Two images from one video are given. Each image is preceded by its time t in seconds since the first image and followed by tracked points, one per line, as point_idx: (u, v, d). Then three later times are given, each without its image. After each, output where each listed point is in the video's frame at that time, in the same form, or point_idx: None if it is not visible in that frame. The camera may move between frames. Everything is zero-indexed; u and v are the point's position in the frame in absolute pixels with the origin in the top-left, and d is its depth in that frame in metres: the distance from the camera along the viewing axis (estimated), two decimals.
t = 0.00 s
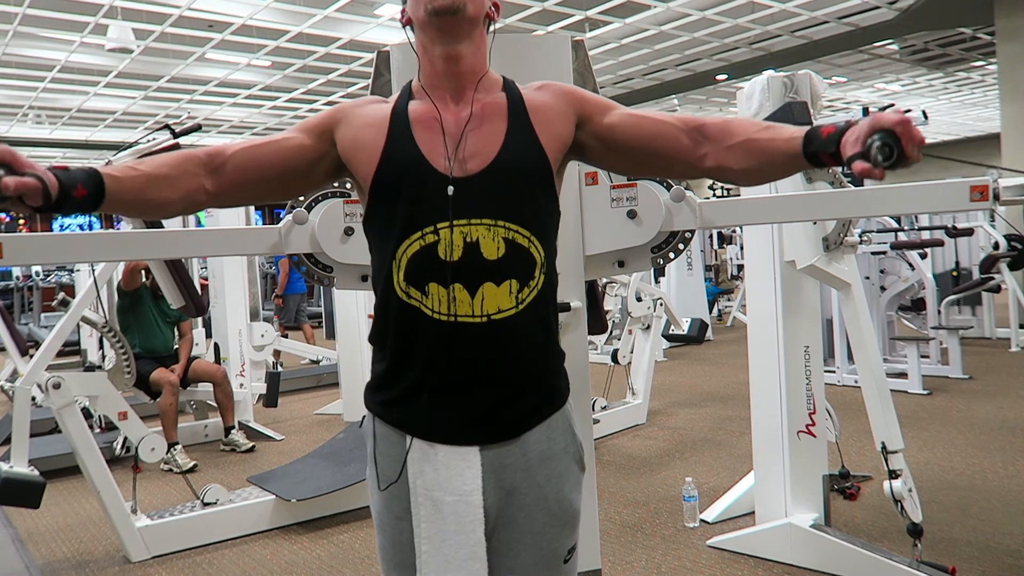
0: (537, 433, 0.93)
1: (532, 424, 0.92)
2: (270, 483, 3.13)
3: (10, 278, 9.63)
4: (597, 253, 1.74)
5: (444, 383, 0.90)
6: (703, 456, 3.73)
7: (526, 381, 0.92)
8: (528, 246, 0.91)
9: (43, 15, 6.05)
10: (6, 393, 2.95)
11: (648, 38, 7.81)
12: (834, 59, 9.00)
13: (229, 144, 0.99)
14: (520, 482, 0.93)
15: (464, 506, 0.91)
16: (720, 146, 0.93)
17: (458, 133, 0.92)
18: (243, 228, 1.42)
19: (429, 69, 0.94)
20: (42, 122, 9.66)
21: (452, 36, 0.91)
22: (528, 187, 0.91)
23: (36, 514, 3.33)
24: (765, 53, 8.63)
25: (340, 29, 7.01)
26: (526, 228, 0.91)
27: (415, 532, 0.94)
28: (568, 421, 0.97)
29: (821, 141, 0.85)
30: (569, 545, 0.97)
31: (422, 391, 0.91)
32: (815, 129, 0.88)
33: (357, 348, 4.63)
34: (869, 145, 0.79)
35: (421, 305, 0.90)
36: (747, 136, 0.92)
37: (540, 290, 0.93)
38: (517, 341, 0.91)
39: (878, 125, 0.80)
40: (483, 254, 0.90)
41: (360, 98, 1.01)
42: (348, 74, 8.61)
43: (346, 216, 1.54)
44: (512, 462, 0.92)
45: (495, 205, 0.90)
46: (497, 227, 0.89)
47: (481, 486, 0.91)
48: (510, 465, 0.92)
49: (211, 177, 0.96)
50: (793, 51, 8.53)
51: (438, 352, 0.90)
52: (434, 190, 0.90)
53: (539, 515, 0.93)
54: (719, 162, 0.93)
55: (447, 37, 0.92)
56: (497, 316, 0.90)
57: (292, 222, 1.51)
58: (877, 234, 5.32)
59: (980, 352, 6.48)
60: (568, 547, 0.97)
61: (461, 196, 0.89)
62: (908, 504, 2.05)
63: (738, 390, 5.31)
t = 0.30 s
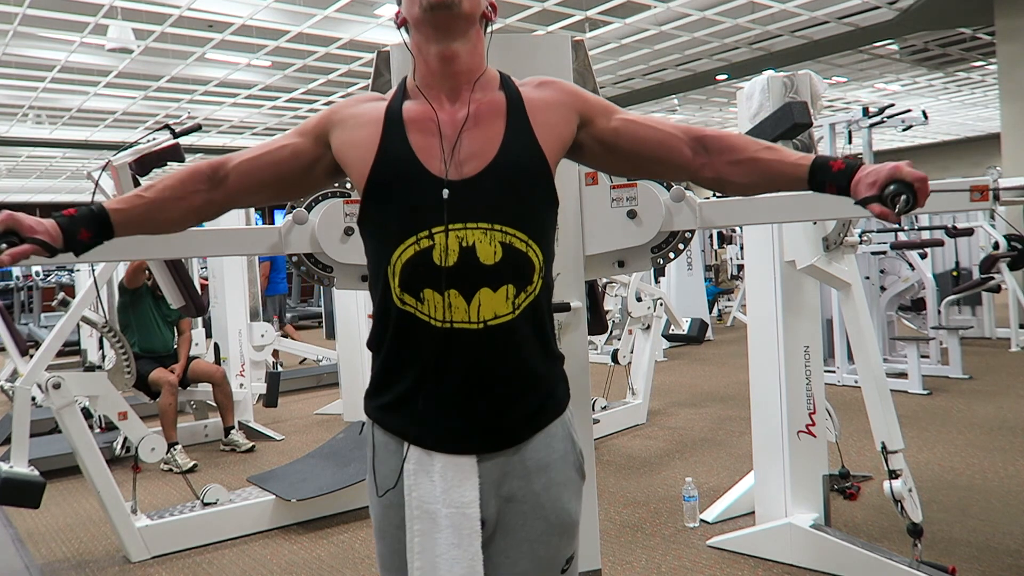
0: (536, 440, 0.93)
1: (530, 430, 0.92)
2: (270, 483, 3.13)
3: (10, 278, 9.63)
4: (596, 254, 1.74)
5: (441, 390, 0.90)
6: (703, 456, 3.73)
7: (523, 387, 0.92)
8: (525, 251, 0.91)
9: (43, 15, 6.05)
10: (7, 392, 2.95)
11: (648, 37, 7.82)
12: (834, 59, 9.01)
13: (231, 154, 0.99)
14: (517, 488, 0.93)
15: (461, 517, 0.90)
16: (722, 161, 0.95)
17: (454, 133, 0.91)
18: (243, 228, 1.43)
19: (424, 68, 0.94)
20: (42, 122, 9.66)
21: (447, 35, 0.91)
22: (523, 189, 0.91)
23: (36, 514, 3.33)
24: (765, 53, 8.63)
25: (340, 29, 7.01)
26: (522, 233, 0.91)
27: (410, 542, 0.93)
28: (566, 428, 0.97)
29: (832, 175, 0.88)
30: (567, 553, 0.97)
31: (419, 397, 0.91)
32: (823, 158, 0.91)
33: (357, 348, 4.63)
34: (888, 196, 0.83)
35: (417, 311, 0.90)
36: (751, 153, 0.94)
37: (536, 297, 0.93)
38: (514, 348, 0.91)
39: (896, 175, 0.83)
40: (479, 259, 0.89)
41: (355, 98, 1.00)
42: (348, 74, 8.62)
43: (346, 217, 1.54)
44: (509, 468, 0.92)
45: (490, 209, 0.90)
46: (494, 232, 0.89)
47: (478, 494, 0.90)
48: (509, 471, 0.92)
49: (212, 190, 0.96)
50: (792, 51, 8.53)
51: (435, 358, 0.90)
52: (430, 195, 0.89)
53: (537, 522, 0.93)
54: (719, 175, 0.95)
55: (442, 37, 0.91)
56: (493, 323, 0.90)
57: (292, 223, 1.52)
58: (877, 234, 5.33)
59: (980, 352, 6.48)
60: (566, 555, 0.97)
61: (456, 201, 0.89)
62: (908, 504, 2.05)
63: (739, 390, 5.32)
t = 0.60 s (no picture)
0: (538, 433, 0.93)
1: (532, 423, 0.92)
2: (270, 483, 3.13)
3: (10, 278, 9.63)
4: (596, 253, 1.74)
5: (444, 382, 0.90)
6: (702, 456, 3.73)
7: (525, 380, 0.92)
8: (528, 244, 0.91)
9: (43, 15, 6.05)
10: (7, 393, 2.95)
11: (648, 37, 7.81)
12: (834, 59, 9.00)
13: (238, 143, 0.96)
14: (520, 481, 0.93)
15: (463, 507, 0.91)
16: (696, 150, 0.90)
17: (458, 131, 0.92)
18: (243, 228, 1.43)
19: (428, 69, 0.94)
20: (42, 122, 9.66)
21: (451, 35, 0.91)
22: (526, 182, 0.91)
23: (37, 514, 3.33)
24: (765, 53, 8.63)
25: (340, 29, 7.01)
26: (525, 226, 0.91)
27: (413, 535, 0.94)
28: (568, 422, 0.98)
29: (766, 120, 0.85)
30: (569, 546, 0.97)
31: (420, 388, 0.91)
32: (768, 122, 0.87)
33: (357, 348, 4.63)
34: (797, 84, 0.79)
35: (420, 301, 0.90)
36: (720, 135, 0.89)
37: (539, 289, 0.93)
38: (516, 340, 0.91)
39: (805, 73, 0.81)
40: (482, 251, 0.89)
41: (360, 100, 1.01)
42: (348, 74, 8.62)
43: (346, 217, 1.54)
44: (512, 461, 0.92)
45: (495, 201, 0.89)
46: (497, 224, 0.89)
47: (480, 486, 0.91)
48: (511, 464, 0.92)
49: (224, 173, 0.92)
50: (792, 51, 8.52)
51: (438, 351, 0.90)
52: (434, 189, 0.89)
53: (539, 515, 0.93)
54: (693, 167, 0.90)
55: (446, 36, 0.92)
56: (496, 313, 0.90)
57: (292, 223, 1.50)
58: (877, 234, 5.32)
59: (980, 352, 6.47)
60: (569, 547, 0.97)
61: (460, 194, 0.89)
62: (908, 505, 2.05)
63: (738, 390, 5.32)
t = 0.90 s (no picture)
0: (539, 426, 0.94)
1: (533, 416, 0.93)
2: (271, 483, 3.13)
3: (9, 279, 9.62)
4: (596, 253, 1.75)
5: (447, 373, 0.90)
6: (702, 456, 3.73)
7: (527, 371, 0.92)
8: (528, 236, 0.91)
9: (43, 15, 6.05)
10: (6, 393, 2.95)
11: (648, 38, 7.81)
12: (834, 59, 9.00)
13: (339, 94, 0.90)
14: (522, 474, 0.93)
15: (467, 496, 0.91)
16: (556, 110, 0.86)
17: (461, 128, 0.92)
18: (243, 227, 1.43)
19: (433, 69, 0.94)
20: (42, 122, 9.66)
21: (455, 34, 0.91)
22: (527, 175, 0.91)
23: (37, 514, 3.33)
24: (765, 53, 8.63)
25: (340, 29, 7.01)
26: (525, 218, 0.90)
27: (418, 526, 0.94)
28: (568, 415, 0.98)
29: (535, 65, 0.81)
30: (570, 538, 0.97)
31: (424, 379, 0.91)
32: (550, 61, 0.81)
33: (356, 347, 4.63)
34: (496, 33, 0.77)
35: (423, 291, 0.90)
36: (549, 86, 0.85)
37: (539, 281, 0.93)
38: (517, 331, 0.91)
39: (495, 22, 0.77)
40: (483, 242, 0.89)
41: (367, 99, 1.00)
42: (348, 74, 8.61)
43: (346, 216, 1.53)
44: (513, 454, 0.92)
45: (498, 195, 0.89)
46: (498, 216, 0.89)
47: (483, 477, 0.91)
48: (512, 457, 0.92)
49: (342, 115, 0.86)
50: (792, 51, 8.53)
51: (441, 342, 0.90)
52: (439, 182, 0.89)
53: (541, 507, 0.93)
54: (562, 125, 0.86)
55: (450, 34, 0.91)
56: (498, 303, 0.90)
57: (292, 223, 1.51)
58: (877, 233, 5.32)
59: (980, 352, 6.47)
60: (570, 539, 0.97)
61: (463, 186, 0.89)
62: (908, 504, 2.05)
63: (738, 390, 5.32)
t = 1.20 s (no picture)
0: (538, 426, 0.94)
1: (532, 415, 0.93)
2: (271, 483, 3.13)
3: (9, 279, 9.62)
4: (596, 253, 1.75)
5: (446, 371, 0.90)
6: (702, 456, 3.73)
7: (525, 371, 0.92)
8: (527, 237, 0.91)
9: (43, 15, 6.05)
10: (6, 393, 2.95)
11: (648, 37, 7.81)
12: (834, 59, 9.01)
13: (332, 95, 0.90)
14: (521, 474, 0.93)
15: (466, 496, 0.91)
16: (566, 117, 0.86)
17: (460, 128, 0.92)
18: (242, 228, 1.43)
19: (433, 69, 0.95)
20: (43, 122, 9.66)
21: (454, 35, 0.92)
22: (528, 176, 0.91)
23: (37, 514, 3.33)
24: (765, 53, 8.64)
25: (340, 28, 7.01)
26: (524, 219, 0.90)
27: (417, 526, 0.94)
28: (567, 415, 0.98)
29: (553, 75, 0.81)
30: (570, 538, 0.97)
31: (423, 377, 0.91)
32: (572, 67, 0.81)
33: (356, 347, 4.63)
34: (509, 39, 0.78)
35: (422, 291, 0.90)
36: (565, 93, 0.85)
37: (538, 282, 0.93)
38: (516, 331, 0.91)
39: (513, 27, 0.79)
40: (482, 242, 0.89)
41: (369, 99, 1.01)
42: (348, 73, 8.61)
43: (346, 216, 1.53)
44: (512, 454, 0.92)
45: (497, 194, 0.89)
46: (497, 216, 0.89)
47: (482, 477, 0.91)
48: (511, 457, 0.92)
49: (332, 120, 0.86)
50: (793, 50, 8.53)
51: (440, 340, 0.90)
52: (439, 181, 0.89)
53: (541, 506, 0.93)
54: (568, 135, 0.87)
55: (450, 36, 0.92)
56: (497, 304, 0.90)
57: (292, 223, 1.51)
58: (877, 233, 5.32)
59: (980, 351, 6.48)
60: (569, 539, 0.97)
61: (462, 186, 0.89)
62: (908, 504, 2.05)
63: (738, 389, 5.32)
